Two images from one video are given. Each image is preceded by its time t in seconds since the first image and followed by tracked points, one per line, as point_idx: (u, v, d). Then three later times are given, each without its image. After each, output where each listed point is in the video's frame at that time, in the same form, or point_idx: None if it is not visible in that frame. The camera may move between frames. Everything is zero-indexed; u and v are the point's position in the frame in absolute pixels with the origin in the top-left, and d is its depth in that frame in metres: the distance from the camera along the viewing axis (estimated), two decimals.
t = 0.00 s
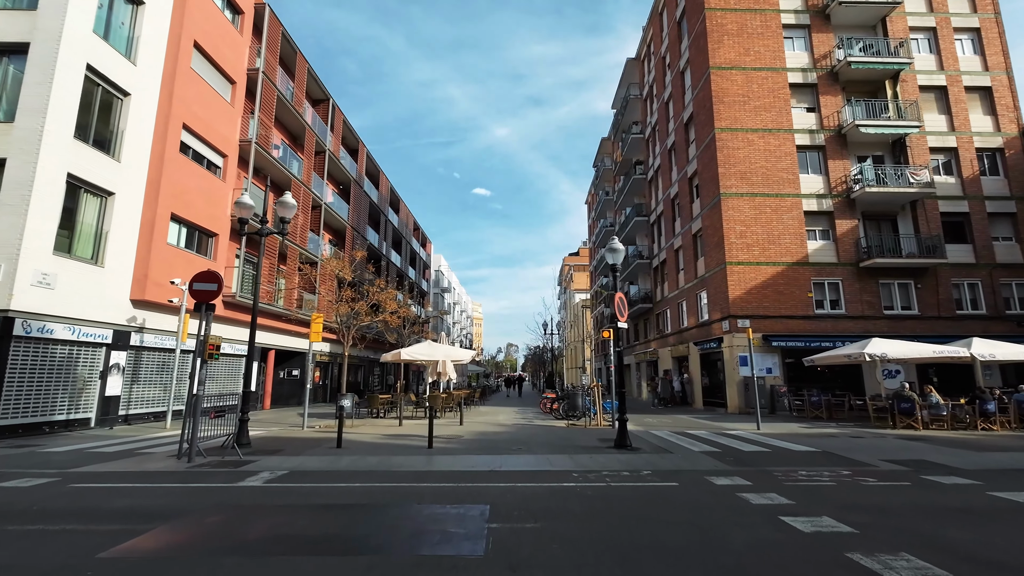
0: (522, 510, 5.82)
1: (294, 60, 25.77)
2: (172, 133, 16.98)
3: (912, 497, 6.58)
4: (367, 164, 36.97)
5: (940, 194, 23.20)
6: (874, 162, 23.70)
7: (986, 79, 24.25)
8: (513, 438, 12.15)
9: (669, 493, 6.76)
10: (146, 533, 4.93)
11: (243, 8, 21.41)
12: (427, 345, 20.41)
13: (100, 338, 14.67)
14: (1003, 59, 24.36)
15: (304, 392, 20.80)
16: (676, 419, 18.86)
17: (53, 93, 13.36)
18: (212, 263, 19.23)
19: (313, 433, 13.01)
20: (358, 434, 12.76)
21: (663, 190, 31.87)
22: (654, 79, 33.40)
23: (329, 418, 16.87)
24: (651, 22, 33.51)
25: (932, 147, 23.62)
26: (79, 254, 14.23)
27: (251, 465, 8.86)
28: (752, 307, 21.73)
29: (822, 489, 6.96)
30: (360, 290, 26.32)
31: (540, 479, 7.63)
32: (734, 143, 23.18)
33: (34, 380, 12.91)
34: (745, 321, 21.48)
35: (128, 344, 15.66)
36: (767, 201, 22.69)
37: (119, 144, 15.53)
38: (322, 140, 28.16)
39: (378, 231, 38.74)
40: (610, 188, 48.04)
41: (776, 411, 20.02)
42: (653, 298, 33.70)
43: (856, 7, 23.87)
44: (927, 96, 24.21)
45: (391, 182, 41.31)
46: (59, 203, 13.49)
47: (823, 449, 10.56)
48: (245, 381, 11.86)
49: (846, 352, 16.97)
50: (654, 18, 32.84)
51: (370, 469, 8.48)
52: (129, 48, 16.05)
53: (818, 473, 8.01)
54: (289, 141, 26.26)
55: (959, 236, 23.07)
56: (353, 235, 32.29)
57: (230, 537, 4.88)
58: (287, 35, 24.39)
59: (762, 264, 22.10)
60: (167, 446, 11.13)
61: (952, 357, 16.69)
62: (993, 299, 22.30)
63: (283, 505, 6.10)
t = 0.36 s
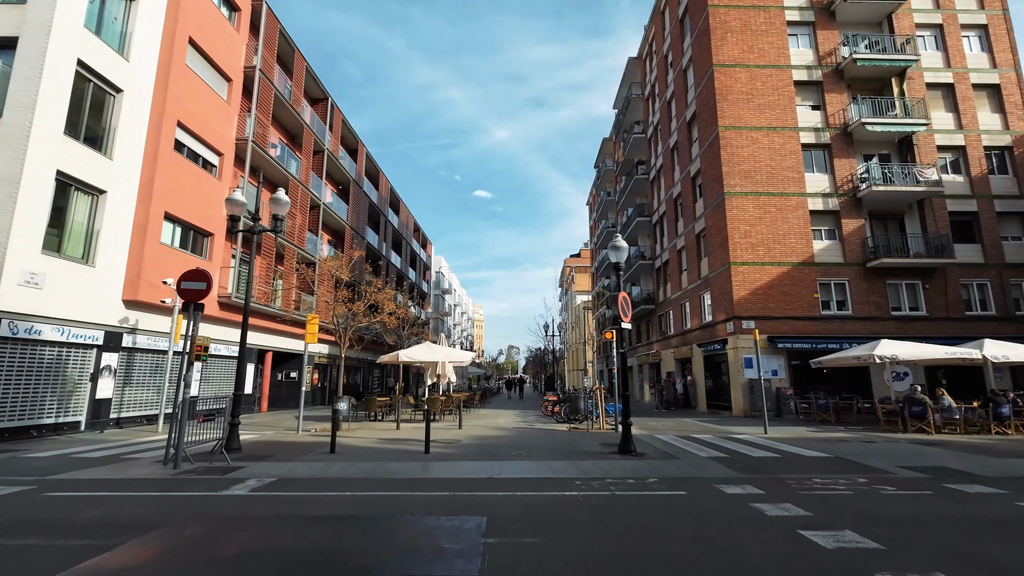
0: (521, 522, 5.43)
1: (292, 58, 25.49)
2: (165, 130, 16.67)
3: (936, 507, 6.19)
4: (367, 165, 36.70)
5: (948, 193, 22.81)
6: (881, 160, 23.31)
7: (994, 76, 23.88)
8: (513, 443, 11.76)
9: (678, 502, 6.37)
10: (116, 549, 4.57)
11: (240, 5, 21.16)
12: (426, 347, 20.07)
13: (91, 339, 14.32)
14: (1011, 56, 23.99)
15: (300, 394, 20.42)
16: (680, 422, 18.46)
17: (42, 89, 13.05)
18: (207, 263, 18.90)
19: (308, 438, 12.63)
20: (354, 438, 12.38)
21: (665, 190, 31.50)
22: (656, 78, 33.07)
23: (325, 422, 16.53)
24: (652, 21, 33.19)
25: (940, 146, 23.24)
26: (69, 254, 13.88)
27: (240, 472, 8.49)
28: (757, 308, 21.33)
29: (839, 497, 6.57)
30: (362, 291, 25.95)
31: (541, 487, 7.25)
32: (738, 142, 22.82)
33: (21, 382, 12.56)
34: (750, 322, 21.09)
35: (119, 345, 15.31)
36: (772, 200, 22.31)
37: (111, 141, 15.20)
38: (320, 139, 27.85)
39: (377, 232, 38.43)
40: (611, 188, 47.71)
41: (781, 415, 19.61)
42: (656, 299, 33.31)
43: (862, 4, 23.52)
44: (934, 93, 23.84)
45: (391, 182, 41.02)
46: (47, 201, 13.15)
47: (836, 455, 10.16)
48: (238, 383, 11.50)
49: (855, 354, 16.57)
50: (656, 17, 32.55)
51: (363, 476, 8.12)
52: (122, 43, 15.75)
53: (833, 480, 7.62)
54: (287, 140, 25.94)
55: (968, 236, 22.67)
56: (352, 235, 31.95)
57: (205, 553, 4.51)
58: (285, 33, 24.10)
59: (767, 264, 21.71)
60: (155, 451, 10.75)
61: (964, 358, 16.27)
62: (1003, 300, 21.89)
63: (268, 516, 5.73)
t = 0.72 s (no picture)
0: (525, 533, 5.14)
1: (292, 58, 25.30)
2: (163, 128, 16.48)
3: (962, 515, 5.87)
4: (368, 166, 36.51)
5: (957, 193, 22.49)
6: (888, 159, 23.00)
7: (1002, 74, 23.57)
8: (515, 446, 11.46)
9: (689, 510, 6.07)
10: (93, 561, 4.29)
11: (240, 4, 21.00)
12: (427, 349, 19.80)
13: (87, 340, 14.09)
14: (1020, 54, 23.68)
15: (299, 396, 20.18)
16: (686, 425, 18.13)
17: (36, 86, 12.85)
18: (205, 263, 18.68)
19: (305, 441, 12.35)
20: (353, 442, 12.09)
21: (668, 191, 31.20)
22: (659, 78, 32.82)
23: (324, 425, 16.26)
24: (655, 20, 32.97)
25: (948, 145, 22.91)
26: (63, 253, 13.65)
27: (234, 477, 8.21)
28: (763, 309, 21.02)
29: (858, 505, 6.27)
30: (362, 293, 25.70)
31: (546, 493, 6.95)
32: (743, 141, 22.55)
33: (13, 384, 12.32)
34: (756, 323, 20.78)
35: (115, 346, 15.06)
36: (777, 200, 22.01)
37: (107, 140, 15.00)
38: (321, 139, 27.65)
39: (379, 233, 38.22)
40: (614, 189, 47.44)
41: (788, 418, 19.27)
42: (659, 301, 32.99)
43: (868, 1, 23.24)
44: (942, 92, 23.54)
45: (392, 184, 40.83)
46: (42, 200, 12.94)
47: (849, 459, 9.85)
48: (234, 385, 11.24)
49: (864, 356, 16.23)
50: (659, 16, 32.34)
51: (361, 481, 7.82)
52: (119, 41, 15.56)
53: (850, 486, 7.32)
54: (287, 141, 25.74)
55: (977, 235, 22.34)
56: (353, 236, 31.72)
57: (186, 566, 4.21)
58: (285, 32, 23.92)
59: (773, 264, 21.40)
60: (149, 455, 10.49)
61: (976, 360, 15.93)
62: (1013, 301, 21.54)
63: (256, 525, 5.43)
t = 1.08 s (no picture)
0: (532, 547, 4.81)
1: (291, 57, 25.08)
2: (160, 127, 16.23)
3: (992, 526, 5.55)
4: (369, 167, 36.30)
5: (965, 192, 22.17)
6: (895, 158, 22.69)
7: (1010, 72, 23.28)
8: (518, 451, 11.12)
9: (704, 521, 5.74)
10: None
11: (239, 3, 20.78)
12: (427, 351, 19.50)
13: (80, 342, 13.80)
14: None
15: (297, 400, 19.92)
16: (691, 428, 17.78)
17: (30, 83, 12.60)
18: (202, 264, 18.41)
19: (302, 446, 12.02)
20: (351, 447, 11.77)
21: (671, 192, 30.89)
22: (662, 78, 32.56)
23: (323, 428, 15.95)
24: (658, 20, 32.73)
25: (956, 144, 22.60)
26: (56, 253, 13.37)
27: (226, 485, 7.88)
28: (769, 310, 20.67)
29: (881, 514, 5.95)
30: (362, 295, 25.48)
31: (552, 502, 6.63)
32: (748, 140, 22.24)
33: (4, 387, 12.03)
34: (762, 325, 20.43)
35: (109, 349, 14.78)
36: (783, 200, 21.70)
37: (103, 138, 14.76)
38: (321, 140, 27.40)
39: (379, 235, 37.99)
40: (616, 191, 47.17)
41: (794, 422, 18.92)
42: (662, 303, 32.66)
43: None
44: (949, 90, 23.23)
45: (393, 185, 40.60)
46: (34, 198, 12.67)
47: (864, 465, 9.51)
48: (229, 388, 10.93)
49: (874, 358, 15.88)
50: (662, 16, 32.10)
51: (358, 489, 7.50)
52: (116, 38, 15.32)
53: (869, 493, 7.00)
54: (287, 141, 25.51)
55: (986, 236, 22.01)
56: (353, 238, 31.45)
57: None
58: (284, 31, 23.70)
59: (779, 265, 21.07)
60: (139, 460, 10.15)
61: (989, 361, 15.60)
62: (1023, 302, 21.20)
63: (246, 537, 5.12)
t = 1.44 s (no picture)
0: (533, 557, 4.58)
1: (290, 58, 24.94)
2: (156, 127, 16.07)
3: (1010, 534, 5.35)
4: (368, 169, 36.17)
5: (968, 193, 22.02)
6: (897, 159, 22.55)
7: (1012, 73, 23.16)
8: (518, 455, 10.92)
9: (710, 528, 5.54)
10: None
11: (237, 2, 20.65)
12: (426, 353, 19.31)
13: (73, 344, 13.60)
14: None
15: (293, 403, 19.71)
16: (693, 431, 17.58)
17: (23, 81, 12.42)
18: (198, 266, 18.21)
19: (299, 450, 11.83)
20: (348, 450, 11.56)
21: (672, 193, 30.73)
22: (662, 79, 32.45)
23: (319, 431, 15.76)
24: (658, 22, 32.66)
25: (958, 144, 22.45)
26: (49, 254, 13.18)
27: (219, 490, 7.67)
28: (771, 312, 20.50)
29: (894, 521, 5.75)
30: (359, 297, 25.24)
31: (553, 508, 6.42)
32: (749, 141, 22.11)
33: None
34: (764, 327, 20.25)
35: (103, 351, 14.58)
36: (785, 201, 21.54)
37: (98, 137, 14.58)
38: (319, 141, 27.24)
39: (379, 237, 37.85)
40: (616, 193, 47.05)
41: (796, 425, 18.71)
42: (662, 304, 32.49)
43: None
44: (951, 91, 23.11)
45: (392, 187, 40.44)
46: (27, 198, 12.49)
47: (872, 469, 9.31)
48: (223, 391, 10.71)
49: (878, 360, 15.70)
50: (662, 17, 32.03)
51: (354, 495, 7.29)
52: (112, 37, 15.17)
53: (881, 499, 6.79)
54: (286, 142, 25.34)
55: (989, 237, 21.85)
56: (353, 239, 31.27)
57: None
58: (283, 32, 23.56)
59: (780, 267, 20.90)
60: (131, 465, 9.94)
61: (993, 363, 15.44)
62: None
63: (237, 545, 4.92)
